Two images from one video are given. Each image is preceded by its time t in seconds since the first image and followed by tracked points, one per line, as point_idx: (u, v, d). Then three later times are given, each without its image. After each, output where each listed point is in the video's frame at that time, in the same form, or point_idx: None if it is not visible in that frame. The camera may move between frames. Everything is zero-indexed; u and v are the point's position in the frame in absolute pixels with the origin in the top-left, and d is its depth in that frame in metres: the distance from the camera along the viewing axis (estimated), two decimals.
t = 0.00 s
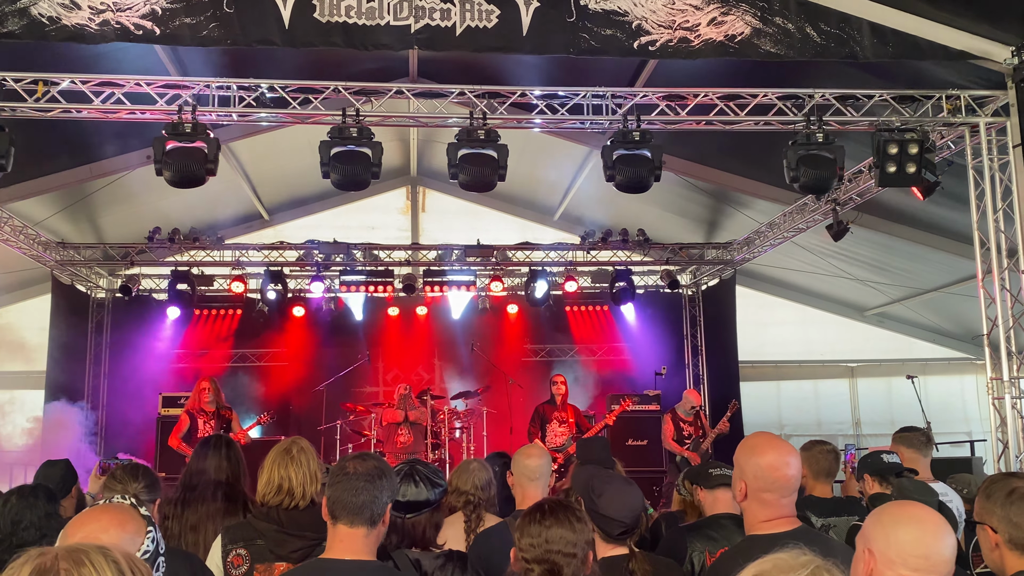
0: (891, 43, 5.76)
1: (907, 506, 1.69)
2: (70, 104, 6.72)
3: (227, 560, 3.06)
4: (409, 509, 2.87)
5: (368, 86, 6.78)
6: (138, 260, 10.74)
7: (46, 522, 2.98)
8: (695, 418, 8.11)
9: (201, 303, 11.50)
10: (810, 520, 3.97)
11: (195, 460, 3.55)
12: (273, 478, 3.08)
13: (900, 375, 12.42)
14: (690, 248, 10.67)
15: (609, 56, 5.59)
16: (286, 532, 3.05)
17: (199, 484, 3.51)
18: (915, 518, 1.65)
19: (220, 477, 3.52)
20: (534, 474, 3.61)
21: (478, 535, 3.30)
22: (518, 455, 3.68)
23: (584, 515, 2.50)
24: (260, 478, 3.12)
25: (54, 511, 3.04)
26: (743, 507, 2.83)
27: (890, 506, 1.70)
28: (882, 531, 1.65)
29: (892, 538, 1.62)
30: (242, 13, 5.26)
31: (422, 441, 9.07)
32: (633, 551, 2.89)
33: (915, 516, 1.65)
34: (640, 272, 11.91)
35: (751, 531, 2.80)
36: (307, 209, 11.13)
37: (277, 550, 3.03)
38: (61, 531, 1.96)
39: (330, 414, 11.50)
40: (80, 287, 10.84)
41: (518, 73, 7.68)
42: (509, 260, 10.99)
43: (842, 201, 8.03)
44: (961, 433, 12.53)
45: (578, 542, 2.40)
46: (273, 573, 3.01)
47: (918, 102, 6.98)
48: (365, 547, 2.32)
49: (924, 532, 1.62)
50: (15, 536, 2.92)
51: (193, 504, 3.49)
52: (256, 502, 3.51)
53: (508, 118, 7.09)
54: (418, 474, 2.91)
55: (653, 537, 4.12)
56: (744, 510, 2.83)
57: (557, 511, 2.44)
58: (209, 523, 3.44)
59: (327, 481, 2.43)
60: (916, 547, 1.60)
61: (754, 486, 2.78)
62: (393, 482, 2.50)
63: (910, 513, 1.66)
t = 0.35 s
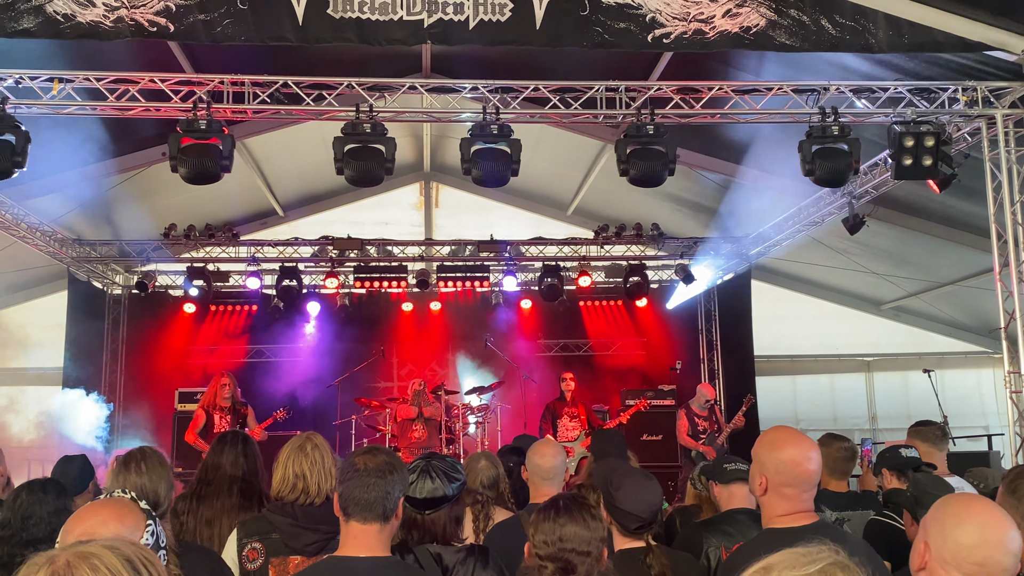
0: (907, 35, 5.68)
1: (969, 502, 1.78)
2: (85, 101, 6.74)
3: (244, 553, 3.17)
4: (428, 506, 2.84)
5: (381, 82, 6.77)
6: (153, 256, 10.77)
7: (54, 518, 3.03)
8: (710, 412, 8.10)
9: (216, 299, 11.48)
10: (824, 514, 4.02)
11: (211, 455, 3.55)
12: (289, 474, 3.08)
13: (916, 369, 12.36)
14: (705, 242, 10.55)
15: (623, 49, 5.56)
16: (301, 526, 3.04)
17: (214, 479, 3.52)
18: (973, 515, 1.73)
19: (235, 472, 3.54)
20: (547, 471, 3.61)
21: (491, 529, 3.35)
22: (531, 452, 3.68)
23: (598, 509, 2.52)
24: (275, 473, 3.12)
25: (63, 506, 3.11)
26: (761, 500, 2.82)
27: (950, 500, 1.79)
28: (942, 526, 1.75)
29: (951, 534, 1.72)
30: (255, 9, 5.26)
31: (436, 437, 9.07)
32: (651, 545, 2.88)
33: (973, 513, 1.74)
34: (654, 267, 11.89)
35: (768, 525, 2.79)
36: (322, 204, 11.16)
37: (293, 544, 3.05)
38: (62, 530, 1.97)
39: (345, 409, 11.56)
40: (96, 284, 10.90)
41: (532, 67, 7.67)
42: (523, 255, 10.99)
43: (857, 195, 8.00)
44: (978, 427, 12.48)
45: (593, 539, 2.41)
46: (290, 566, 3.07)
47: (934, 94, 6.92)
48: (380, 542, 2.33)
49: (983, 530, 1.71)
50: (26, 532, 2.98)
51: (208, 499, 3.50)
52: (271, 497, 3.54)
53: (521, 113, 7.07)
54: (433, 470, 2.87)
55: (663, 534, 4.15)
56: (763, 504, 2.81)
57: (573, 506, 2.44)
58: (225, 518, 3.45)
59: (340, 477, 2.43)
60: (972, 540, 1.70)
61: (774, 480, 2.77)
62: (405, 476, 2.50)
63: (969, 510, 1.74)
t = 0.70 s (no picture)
0: (925, 28, 5.58)
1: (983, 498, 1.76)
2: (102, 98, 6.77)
3: (258, 548, 3.10)
4: (436, 503, 2.84)
5: (396, 78, 6.76)
6: (170, 253, 10.82)
7: (59, 512, 3.00)
8: (726, 408, 8.08)
9: (233, 295, 11.57)
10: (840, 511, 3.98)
11: (228, 452, 3.56)
12: (305, 467, 3.14)
13: (934, 365, 12.30)
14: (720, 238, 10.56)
15: (638, 44, 5.53)
16: (315, 522, 3.07)
17: (231, 475, 3.52)
18: (989, 511, 1.71)
19: (252, 468, 3.53)
20: (562, 464, 3.59)
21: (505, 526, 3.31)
22: (545, 445, 3.66)
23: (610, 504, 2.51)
24: (291, 468, 3.17)
25: (66, 501, 3.06)
26: (781, 495, 2.72)
27: (962, 496, 1.77)
28: (959, 521, 1.73)
29: (969, 531, 1.70)
30: (270, 6, 5.26)
31: (452, 432, 9.12)
32: (670, 540, 2.85)
33: (988, 508, 1.72)
34: (669, 263, 11.87)
35: (785, 520, 2.71)
36: (337, 201, 11.21)
37: (307, 540, 3.04)
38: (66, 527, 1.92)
39: (361, 405, 11.59)
40: (114, 280, 10.95)
41: (547, 63, 7.66)
42: (537, 251, 11.00)
43: (875, 190, 7.95)
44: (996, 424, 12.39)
45: (607, 535, 2.40)
46: (304, 563, 3.02)
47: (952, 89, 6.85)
48: (393, 540, 2.33)
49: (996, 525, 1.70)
50: (31, 526, 2.94)
51: (226, 495, 3.51)
52: (289, 492, 3.54)
53: (536, 108, 7.06)
54: (443, 465, 2.88)
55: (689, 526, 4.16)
56: (781, 499, 2.72)
57: (586, 503, 2.43)
58: (242, 513, 3.47)
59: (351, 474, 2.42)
60: (990, 535, 1.68)
61: (796, 477, 2.66)
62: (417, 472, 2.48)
63: (984, 505, 1.73)
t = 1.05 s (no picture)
0: (938, 25, 5.46)
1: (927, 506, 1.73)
2: (117, 95, 6.81)
3: (273, 542, 3.21)
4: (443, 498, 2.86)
5: (409, 75, 6.76)
6: (183, 249, 10.88)
7: (72, 504, 3.03)
8: (738, 405, 8.11)
9: (245, 291, 11.62)
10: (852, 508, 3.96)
11: (245, 446, 3.59)
12: (319, 464, 3.12)
13: (946, 363, 12.27)
14: (731, 235, 10.56)
15: (652, 40, 5.49)
16: (329, 516, 3.03)
17: (248, 469, 3.55)
18: (931, 510, 1.70)
19: (268, 462, 3.56)
20: (573, 463, 3.61)
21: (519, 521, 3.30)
22: (558, 444, 3.68)
23: (621, 502, 2.50)
24: (305, 463, 3.15)
25: (79, 494, 3.10)
26: (797, 492, 2.69)
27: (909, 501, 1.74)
28: (900, 520, 1.70)
29: (909, 529, 1.68)
30: (283, 3, 5.26)
31: (463, 430, 9.15)
32: (686, 534, 2.83)
33: (930, 508, 1.71)
34: (681, 260, 11.87)
35: (803, 517, 2.68)
36: (351, 197, 11.25)
37: (322, 533, 3.03)
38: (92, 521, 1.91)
39: (373, 400, 11.62)
40: (127, 276, 11.00)
41: (561, 59, 7.67)
42: (550, 248, 11.03)
43: (887, 188, 7.92)
44: (1009, 422, 12.35)
45: (617, 528, 2.41)
46: (319, 555, 3.06)
47: (966, 86, 6.81)
48: (411, 535, 2.35)
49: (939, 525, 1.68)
50: (43, 518, 2.96)
51: (241, 488, 3.52)
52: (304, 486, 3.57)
53: (548, 105, 7.06)
54: (448, 462, 2.89)
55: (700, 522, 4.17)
56: (798, 496, 2.69)
57: (596, 501, 2.43)
58: (258, 507, 3.47)
59: (369, 471, 2.45)
60: (929, 533, 1.66)
61: (810, 472, 2.64)
62: (434, 470, 2.51)
63: (926, 505, 1.71)
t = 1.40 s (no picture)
0: (947, 23, 5.44)
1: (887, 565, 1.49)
2: (124, 89, 6.81)
3: (282, 537, 3.14)
4: (456, 493, 2.86)
5: (417, 70, 6.76)
6: (189, 243, 10.88)
7: (98, 496, 3.03)
8: (743, 402, 8.12)
9: (252, 286, 11.67)
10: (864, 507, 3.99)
11: (252, 442, 3.60)
12: (326, 457, 3.15)
13: (952, 360, 12.26)
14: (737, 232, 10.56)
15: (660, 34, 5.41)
16: (338, 511, 3.08)
17: (256, 465, 3.55)
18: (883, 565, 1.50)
19: (276, 458, 3.55)
20: (581, 456, 3.61)
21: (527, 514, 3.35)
22: (565, 436, 3.69)
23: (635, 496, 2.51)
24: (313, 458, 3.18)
25: (105, 484, 3.10)
26: (813, 489, 2.69)
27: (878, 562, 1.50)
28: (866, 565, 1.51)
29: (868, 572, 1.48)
30: None
31: (469, 425, 9.25)
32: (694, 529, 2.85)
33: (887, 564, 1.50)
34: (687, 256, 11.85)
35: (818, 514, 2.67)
36: (357, 192, 11.26)
37: (330, 528, 3.07)
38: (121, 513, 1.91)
39: (379, 395, 11.66)
40: (134, 269, 11.02)
41: (569, 55, 7.66)
42: (555, 244, 11.04)
43: (895, 184, 7.91)
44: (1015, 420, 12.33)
45: (632, 523, 2.42)
46: (326, 550, 3.06)
47: (974, 84, 6.79)
48: (422, 528, 2.35)
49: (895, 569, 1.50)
50: (71, 507, 2.95)
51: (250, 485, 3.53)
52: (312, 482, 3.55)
53: (556, 101, 7.04)
54: (463, 456, 2.90)
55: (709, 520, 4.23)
56: (813, 493, 2.68)
57: (611, 496, 2.44)
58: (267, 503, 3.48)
59: (379, 464, 2.45)
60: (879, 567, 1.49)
61: (829, 471, 2.63)
62: (443, 463, 2.53)
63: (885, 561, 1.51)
